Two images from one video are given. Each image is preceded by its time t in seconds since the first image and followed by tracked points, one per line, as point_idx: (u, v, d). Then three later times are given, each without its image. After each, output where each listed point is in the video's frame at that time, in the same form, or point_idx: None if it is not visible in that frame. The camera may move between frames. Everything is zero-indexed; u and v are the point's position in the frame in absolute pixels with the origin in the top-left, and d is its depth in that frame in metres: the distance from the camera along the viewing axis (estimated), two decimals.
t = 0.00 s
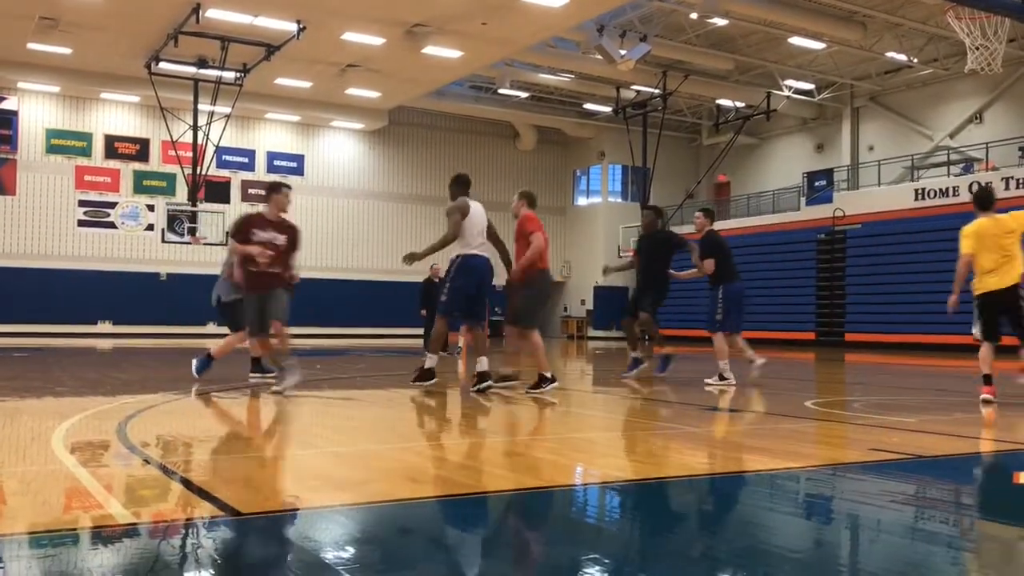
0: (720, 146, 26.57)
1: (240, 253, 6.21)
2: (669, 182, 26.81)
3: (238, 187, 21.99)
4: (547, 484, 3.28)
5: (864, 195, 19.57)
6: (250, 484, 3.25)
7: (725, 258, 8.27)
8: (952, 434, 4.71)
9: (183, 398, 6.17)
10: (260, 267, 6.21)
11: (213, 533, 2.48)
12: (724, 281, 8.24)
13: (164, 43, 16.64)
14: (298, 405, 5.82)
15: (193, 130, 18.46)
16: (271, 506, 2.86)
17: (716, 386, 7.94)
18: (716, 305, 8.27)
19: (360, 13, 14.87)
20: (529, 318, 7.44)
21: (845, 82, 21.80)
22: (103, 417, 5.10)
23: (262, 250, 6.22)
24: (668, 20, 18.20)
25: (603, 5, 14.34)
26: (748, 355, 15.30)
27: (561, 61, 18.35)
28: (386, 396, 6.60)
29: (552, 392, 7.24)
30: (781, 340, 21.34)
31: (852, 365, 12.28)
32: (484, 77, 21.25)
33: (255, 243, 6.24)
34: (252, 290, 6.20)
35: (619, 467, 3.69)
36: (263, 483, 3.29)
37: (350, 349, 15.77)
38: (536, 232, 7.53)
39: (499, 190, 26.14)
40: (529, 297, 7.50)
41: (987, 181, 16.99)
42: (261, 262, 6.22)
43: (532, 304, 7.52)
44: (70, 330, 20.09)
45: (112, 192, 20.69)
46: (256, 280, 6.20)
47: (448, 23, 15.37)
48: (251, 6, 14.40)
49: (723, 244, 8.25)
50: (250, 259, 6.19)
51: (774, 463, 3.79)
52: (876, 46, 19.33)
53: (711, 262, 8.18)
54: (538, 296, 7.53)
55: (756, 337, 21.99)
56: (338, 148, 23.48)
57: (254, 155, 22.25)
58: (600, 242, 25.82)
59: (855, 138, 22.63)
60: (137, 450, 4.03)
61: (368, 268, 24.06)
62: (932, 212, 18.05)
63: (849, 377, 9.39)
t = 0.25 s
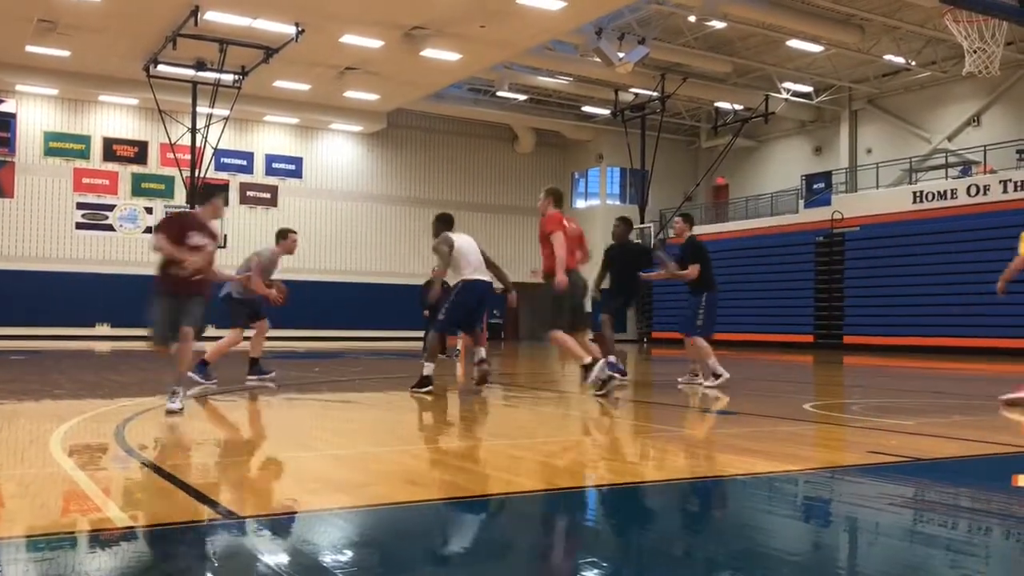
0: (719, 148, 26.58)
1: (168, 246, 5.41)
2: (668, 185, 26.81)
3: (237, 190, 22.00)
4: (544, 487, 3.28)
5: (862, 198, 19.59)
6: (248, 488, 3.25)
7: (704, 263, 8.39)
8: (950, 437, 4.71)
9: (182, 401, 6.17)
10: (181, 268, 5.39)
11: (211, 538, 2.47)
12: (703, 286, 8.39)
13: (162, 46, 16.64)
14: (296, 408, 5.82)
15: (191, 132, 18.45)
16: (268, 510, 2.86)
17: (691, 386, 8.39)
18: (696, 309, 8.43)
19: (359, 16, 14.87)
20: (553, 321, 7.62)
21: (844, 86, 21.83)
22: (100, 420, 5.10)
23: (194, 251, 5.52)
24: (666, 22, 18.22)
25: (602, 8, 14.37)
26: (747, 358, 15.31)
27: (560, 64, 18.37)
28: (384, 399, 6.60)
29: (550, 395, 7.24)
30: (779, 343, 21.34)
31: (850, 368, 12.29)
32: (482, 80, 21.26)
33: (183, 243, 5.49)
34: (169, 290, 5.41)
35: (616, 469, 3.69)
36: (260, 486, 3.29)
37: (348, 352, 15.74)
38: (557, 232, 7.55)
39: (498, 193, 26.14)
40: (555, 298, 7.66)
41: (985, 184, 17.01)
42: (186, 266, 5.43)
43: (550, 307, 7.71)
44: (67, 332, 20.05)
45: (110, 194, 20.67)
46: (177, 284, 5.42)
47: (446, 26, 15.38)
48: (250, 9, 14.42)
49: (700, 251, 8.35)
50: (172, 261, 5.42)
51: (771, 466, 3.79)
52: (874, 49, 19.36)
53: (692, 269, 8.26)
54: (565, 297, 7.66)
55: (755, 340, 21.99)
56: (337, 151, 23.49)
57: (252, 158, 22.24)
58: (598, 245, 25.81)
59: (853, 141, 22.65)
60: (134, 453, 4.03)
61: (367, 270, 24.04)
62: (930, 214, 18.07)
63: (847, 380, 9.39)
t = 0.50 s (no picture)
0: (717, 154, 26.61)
1: (51, 260, 4.77)
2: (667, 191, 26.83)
3: (236, 196, 22.03)
4: (543, 493, 3.29)
5: (860, 204, 19.64)
6: (246, 494, 3.25)
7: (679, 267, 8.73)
8: (949, 442, 4.71)
9: (181, 407, 6.17)
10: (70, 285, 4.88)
11: (211, 544, 2.47)
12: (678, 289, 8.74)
13: (161, 53, 16.66)
14: (295, 414, 5.83)
15: (191, 139, 18.46)
16: (267, 516, 2.86)
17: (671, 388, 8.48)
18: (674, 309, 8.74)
19: (358, 22, 14.91)
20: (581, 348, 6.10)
21: (842, 92, 21.87)
22: (99, 426, 5.10)
23: (82, 263, 4.96)
24: (664, 29, 18.27)
25: (599, 15, 14.43)
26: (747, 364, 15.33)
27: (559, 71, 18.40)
28: (383, 405, 6.61)
29: (549, 401, 7.25)
30: (778, 349, 21.34)
31: (849, 373, 12.30)
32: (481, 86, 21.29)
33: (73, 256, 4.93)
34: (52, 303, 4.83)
35: (615, 475, 3.69)
36: (259, 492, 3.30)
37: (347, 358, 15.74)
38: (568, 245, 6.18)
39: (497, 199, 26.16)
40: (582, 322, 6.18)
41: (983, 191, 17.04)
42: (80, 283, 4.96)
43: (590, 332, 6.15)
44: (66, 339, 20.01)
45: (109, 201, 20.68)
46: (61, 301, 4.89)
47: (445, 32, 15.41)
48: (249, 16, 14.46)
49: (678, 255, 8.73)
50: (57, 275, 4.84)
51: (771, 471, 3.79)
52: (871, 56, 19.41)
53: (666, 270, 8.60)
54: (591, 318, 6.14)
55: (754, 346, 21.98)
56: (336, 157, 23.52)
57: (251, 164, 22.27)
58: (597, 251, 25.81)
59: (851, 147, 22.69)
60: (134, 459, 4.03)
61: (366, 276, 24.04)
62: (929, 220, 18.10)
63: (845, 386, 9.42)
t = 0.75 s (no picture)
0: (717, 161, 26.62)
1: None
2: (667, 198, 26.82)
3: (235, 203, 22.05)
4: (543, 501, 3.27)
5: (859, 211, 19.68)
6: (245, 501, 3.24)
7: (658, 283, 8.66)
8: (951, 450, 4.70)
9: (180, 414, 6.15)
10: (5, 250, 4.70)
11: (209, 551, 2.46)
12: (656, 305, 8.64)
13: (161, 59, 16.68)
14: (295, 422, 5.80)
15: (190, 146, 18.46)
16: (266, 524, 2.84)
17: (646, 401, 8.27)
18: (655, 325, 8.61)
19: (358, 29, 14.93)
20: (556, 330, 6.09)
21: (841, 99, 21.90)
22: (98, 434, 5.08)
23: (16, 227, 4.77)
24: (664, 36, 18.31)
25: (599, 22, 14.45)
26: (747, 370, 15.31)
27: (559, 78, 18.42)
28: (382, 412, 6.59)
29: (548, 408, 7.23)
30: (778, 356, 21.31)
31: (850, 380, 12.28)
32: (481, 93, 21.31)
33: (9, 217, 4.73)
34: None
35: (615, 483, 3.68)
36: (258, 499, 3.28)
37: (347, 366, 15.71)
38: (559, 227, 6.13)
39: (497, 206, 26.17)
40: (564, 306, 6.14)
41: (982, 198, 17.07)
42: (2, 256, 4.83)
43: (569, 315, 6.11)
44: (65, 346, 19.97)
45: (109, 208, 20.68)
46: None
47: (445, 39, 15.43)
48: (249, 22, 14.48)
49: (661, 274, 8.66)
50: None
51: (771, 479, 3.78)
52: (870, 63, 19.45)
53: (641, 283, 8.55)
54: (571, 303, 6.09)
55: (754, 353, 21.96)
56: (335, 164, 23.53)
57: (251, 171, 22.29)
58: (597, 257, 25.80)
59: (850, 154, 22.71)
60: (132, 467, 4.01)
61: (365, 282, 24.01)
62: (928, 227, 18.14)
63: (844, 393, 9.40)
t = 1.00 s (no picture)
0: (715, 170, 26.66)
1: None
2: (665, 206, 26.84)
3: (234, 211, 22.06)
4: (541, 510, 3.27)
5: (857, 220, 19.69)
6: (242, 510, 3.23)
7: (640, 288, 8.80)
8: (949, 460, 4.69)
9: (177, 422, 6.14)
10: None
11: (206, 560, 2.45)
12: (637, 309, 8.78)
13: (160, 68, 16.72)
14: (292, 430, 5.80)
15: (189, 154, 18.49)
16: (263, 533, 2.84)
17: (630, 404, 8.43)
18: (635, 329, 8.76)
19: (357, 38, 14.95)
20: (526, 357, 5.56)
21: (839, 108, 21.94)
22: (95, 442, 5.07)
23: None
24: (662, 45, 18.36)
25: (597, 31, 14.47)
26: (746, 379, 15.29)
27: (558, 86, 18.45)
28: (380, 420, 6.57)
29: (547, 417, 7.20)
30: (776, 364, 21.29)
31: (848, 389, 12.28)
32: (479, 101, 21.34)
33: None
34: None
35: (612, 492, 3.67)
36: (256, 509, 3.27)
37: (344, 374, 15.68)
38: (530, 249, 5.58)
39: (495, 214, 26.18)
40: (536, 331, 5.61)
41: (980, 207, 17.09)
42: None
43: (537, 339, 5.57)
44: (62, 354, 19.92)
45: (107, 215, 20.69)
46: None
47: (444, 48, 15.46)
48: (247, 31, 14.52)
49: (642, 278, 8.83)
50: None
51: (769, 489, 3.78)
52: (868, 72, 19.51)
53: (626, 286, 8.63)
54: (543, 329, 5.55)
55: (753, 361, 21.95)
56: (334, 171, 23.54)
57: (250, 179, 22.30)
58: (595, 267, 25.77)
59: (848, 163, 22.75)
60: (130, 475, 4.00)
61: (363, 290, 23.99)
62: (926, 236, 18.14)
63: (842, 402, 9.40)
